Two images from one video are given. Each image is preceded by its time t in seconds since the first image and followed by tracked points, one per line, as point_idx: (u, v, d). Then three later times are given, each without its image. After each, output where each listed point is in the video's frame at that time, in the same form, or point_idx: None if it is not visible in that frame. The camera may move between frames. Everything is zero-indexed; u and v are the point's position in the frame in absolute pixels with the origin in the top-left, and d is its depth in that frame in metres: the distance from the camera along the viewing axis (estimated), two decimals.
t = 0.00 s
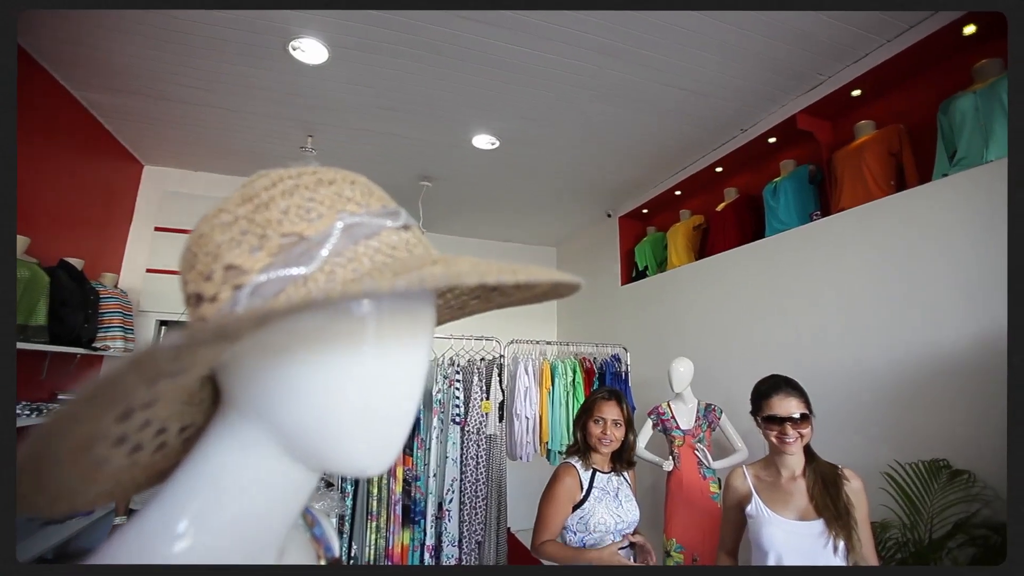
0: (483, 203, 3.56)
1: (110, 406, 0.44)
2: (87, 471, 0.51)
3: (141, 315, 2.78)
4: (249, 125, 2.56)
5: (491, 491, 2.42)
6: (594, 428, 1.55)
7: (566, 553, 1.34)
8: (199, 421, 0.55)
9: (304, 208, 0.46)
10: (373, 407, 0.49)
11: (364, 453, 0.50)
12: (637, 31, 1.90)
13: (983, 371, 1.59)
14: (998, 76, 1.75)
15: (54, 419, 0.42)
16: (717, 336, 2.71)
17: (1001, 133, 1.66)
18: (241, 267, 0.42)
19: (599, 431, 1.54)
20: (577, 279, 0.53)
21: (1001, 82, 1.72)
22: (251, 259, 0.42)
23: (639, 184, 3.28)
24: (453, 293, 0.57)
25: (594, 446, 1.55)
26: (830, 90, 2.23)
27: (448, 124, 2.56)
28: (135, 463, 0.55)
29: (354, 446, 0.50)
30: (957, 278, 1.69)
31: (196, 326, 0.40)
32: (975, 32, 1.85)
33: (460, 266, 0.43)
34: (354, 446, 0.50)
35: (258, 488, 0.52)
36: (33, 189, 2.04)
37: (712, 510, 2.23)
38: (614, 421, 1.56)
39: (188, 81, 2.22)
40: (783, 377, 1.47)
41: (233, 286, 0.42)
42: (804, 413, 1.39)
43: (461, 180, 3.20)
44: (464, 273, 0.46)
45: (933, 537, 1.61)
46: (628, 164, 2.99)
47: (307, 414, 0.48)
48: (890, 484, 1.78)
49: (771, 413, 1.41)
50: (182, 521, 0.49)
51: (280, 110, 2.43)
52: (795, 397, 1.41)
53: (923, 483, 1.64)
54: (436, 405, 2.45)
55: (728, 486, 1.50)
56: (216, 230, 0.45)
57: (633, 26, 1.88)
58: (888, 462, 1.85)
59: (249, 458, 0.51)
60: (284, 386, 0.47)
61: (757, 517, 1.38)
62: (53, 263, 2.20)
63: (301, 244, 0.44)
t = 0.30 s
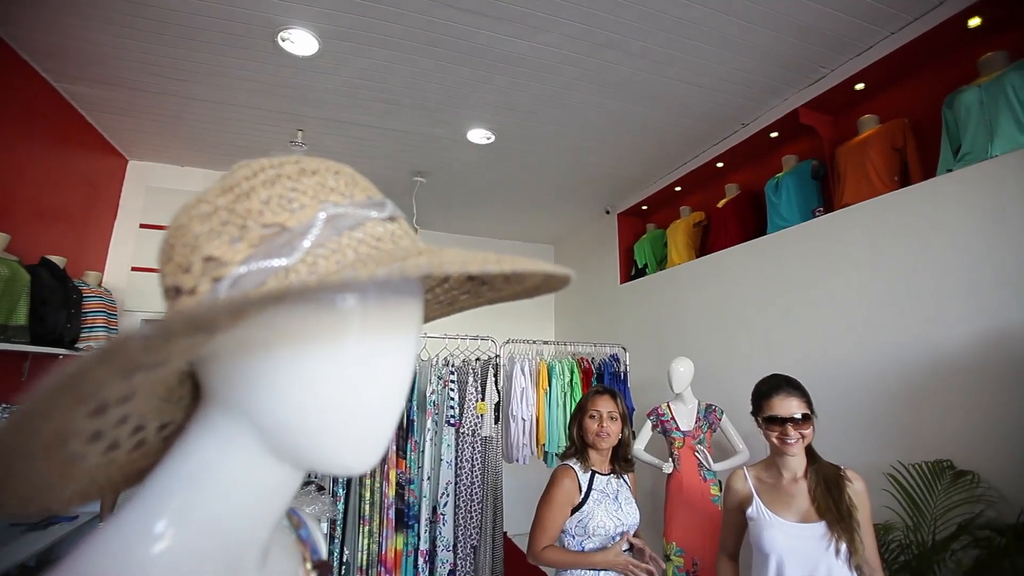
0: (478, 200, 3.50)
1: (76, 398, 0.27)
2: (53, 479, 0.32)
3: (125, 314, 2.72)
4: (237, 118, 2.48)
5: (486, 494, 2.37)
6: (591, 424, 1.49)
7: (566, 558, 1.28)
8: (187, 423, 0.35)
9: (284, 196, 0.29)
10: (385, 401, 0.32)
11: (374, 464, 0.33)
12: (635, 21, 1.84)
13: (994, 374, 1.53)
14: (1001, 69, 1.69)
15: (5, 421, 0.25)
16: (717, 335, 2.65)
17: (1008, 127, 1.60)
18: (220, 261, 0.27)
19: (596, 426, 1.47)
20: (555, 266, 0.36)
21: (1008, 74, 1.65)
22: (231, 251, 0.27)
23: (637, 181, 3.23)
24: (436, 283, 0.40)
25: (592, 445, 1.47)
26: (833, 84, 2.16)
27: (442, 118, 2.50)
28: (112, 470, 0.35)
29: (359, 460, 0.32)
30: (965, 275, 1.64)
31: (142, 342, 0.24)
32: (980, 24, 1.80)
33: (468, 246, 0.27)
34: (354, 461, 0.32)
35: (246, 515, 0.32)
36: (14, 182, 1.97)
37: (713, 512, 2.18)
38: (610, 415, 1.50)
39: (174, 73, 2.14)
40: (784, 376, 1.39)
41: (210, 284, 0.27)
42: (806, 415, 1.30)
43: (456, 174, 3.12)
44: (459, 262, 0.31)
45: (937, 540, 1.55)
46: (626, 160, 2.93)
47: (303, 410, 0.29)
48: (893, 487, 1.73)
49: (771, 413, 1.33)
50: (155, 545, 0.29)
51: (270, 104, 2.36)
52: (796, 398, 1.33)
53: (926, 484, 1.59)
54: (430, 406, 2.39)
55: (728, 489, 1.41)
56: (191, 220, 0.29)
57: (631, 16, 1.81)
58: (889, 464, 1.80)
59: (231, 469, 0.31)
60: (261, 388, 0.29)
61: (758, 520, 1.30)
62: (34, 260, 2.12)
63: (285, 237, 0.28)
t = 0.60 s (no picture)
0: (474, 197, 3.50)
1: (64, 381, 0.27)
2: (38, 468, 0.32)
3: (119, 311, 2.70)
4: (232, 114, 2.46)
5: (481, 492, 2.35)
6: (586, 424, 1.48)
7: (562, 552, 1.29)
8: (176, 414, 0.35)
9: (273, 183, 0.29)
10: (375, 392, 0.32)
11: (365, 456, 0.33)
12: (631, 18, 1.83)
13: (986, 371, 1.54)
14: (993, 68, 1.70)
15: None
16: (712, 332, 2.66)
17: (1001, 124, 1.61)
18: (207, 248, 0.27)
19: (590, 427, 1.47)
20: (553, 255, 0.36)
21: (1001, 72, 1.65)
22: (217, 238, 0.27)
23: (634, 179, 3.24)
24: (428, 274, 0.40)
25: (586, 443, 1.47)
26: (828, 82, 2.16)
27: (439, 115, 2.49)
28: (99, 460, 0.35)
29: (349, 451, 0.32)
30: (958, 273, 1.65)
31: (127, 324, 0.24)
32: (973, 23, 1.81)
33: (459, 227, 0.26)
34: (344, 452, 0.31)
35: (234, 505, 0.32)
36: (8, 177, 1.95)
37: (708, 508, 2.19)
38: (605, 417, 1.49)
39: (168, 68, 2.12)
40: (779, 372, 1.40)
41: (198, 270, 0.26)
42: (799, 411, 1.31)
43: (452, 170, 3.10)
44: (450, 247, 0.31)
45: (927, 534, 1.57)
46: (623, 157, 2.93)
47: (292, 399, 0.29)
48: (886, 483, 1.74)
49: (765, 409, 1.34)
50: (142, 534, 0.29)
51: (266, 99, 2.35)
52: (790, 393, 1.33)
53: (918, 480, 1.60)
54: (425, 403, 2.39)
55: (723, 485, 1.42)
56: (178, 207, 0.28)
57: (628, 13, 1.81)
58: (882, 460, 1.81)
59: (218, 458, 0.31)
60: (250, 375, 0.29)
61: (752, 516, 1.31)
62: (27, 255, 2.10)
63: (269, 222, 0.28)
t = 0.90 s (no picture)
0: (472, 193, 3.49)
1: (52, 368, 0.26)
2: (26, 455, 0.31)
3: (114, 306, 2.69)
4: (228, 109, 2.45)
5: (478, 487, 2.36)
6: (581, 422, 1.48)
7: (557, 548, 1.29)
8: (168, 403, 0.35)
9: (264, 169, 0.29)
10: (368, 382, 0.32)
11: (356, 440, 0.33)
12: (629, 14, 1.83)
13: (981, 367, 1.55)
14: (991, 66, 1.70)
15: None
16: (709, 329, 2.67)
17: (998, 121, 1.62)
18: (198, 234, 0.27)
19: (586, 425, 1.46)
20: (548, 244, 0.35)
21: (998, 71, 1.65)
22: (208, 225, 0.27)
23: (631, 176, 3.23)
24: (421, 263, 0.40)
25: (582, 440, 1.47)
26: (826, 79, 2.16)
27: (436, 110, 2.48)
28: (90, 448, 0.35)
29: (341, 441, 0.32)
30: (954, 270, 1.65)
31: (117, 308, 0.23)
32: (971, 22, 1.81)
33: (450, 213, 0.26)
34: (336, 442, 0.31)
35: (224, 496, 0.32)
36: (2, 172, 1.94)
37: (703, 505, 2.20)
38: (602, 416, 1.48)
39: (163, 62, 2.10)
40: (777, 368, 1.41)
41: (188, 257, 0.26)
42: (796, 406, 1.31)
43: (450, 167, 3.10)
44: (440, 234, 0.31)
45: (921, 530, 1.58)
46: (620, 154, 2.93)
47: (283, 388, 0.29)
48: (880, 479, 1.76)
49: (762, 404, 1.34)
50: (131, 523, 0.29)
51: (262, 94, 2.33)
52: (787, 389, 1.34)
53: (913, 477, 1.61)
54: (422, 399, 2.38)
55: (720, 479, 1.42)
56: (168, 192, 0.28)
57: (625, 8, 1.80)
58: (877, 456, 1.82)
59: (210, 444, 0.31)
60: (241, 362, 0.29)
61: (749, 511, 1.31)
62: (20, 249, 2.09)
63: (261, 209, 0.27)
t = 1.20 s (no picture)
0: (467, 188, 3.48)
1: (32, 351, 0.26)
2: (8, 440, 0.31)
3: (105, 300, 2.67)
4: (221, 102, 2.42)
5: (473, 482, 2.38)
6: (574, 418, 1.48)
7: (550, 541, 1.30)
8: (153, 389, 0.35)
9: (251, 152, 0.28)
10: (357, 368, 0.31)
11: (344, 425, 0.32)
12: (626, 8, 1.82)
13: (973, 362, 1.56)
14: (985, 62, 1.71)
15: None
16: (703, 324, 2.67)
17: (990, 118, 1.63)
18: (182, 217, 0.26)
19: (579, 422, 1.46)
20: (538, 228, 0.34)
21: (991, 68, 1.66)
22: (193, 208, 0.26)
23: (627, 171, 3.23)
24: (411, 251, 0.39)
25: (575, 436, 1.48)
26: (822, 75, 2.16)
27: (432, 105, 2.47)
28: (75, 434, 0.35)
29: (330, 426, 0.32)
30: (946, 266, 1.66)
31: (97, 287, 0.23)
32: (966, 18, 1.82)
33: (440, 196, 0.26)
34: (324, 428, 0.31)
35: (212, 482, 0.32)
36: None
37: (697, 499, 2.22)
38: (595, 412, 1.48)
39: (155, 54, 2.08)
40: (771, 362, 1.41)
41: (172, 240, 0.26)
42: (790, 400, 1.32)
43: (446, 161, 3.08)
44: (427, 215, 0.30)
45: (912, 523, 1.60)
46: (616, 149, 2.92)
47: (270, 373, 0.29)
48: (872, 473, 1.77)
49: (756, 398, 1.35)
50: (116, 509, 0.28)
51: (255, 87, 2.31)
52: (780, 382, 1.34)
53: (904, 470, 1.62)
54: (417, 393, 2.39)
55: (713, 473, 1.43)
56: (152, 175, 0.28)
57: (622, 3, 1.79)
58: (868, 450, 1.84)
59: (196, 430, 0.30)
60: (228, 348, 0.28)
61: (742, 504, 1.32)
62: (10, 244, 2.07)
63: (247, 192, 0.27)
